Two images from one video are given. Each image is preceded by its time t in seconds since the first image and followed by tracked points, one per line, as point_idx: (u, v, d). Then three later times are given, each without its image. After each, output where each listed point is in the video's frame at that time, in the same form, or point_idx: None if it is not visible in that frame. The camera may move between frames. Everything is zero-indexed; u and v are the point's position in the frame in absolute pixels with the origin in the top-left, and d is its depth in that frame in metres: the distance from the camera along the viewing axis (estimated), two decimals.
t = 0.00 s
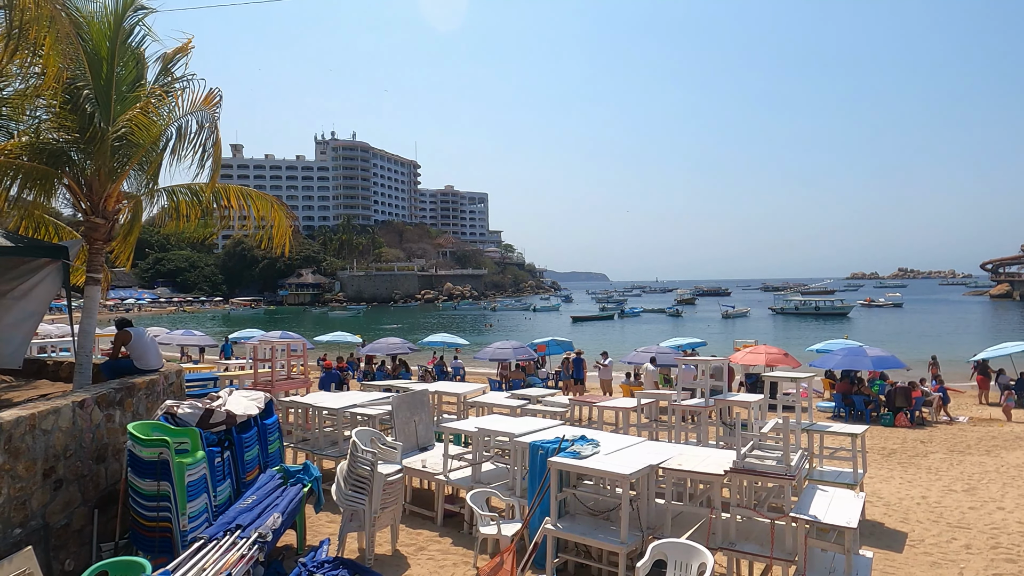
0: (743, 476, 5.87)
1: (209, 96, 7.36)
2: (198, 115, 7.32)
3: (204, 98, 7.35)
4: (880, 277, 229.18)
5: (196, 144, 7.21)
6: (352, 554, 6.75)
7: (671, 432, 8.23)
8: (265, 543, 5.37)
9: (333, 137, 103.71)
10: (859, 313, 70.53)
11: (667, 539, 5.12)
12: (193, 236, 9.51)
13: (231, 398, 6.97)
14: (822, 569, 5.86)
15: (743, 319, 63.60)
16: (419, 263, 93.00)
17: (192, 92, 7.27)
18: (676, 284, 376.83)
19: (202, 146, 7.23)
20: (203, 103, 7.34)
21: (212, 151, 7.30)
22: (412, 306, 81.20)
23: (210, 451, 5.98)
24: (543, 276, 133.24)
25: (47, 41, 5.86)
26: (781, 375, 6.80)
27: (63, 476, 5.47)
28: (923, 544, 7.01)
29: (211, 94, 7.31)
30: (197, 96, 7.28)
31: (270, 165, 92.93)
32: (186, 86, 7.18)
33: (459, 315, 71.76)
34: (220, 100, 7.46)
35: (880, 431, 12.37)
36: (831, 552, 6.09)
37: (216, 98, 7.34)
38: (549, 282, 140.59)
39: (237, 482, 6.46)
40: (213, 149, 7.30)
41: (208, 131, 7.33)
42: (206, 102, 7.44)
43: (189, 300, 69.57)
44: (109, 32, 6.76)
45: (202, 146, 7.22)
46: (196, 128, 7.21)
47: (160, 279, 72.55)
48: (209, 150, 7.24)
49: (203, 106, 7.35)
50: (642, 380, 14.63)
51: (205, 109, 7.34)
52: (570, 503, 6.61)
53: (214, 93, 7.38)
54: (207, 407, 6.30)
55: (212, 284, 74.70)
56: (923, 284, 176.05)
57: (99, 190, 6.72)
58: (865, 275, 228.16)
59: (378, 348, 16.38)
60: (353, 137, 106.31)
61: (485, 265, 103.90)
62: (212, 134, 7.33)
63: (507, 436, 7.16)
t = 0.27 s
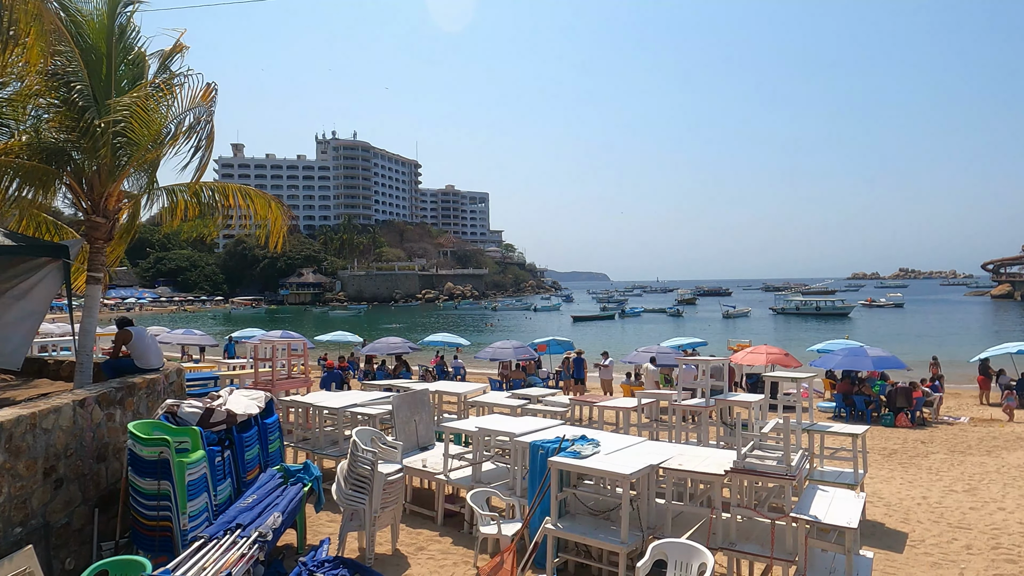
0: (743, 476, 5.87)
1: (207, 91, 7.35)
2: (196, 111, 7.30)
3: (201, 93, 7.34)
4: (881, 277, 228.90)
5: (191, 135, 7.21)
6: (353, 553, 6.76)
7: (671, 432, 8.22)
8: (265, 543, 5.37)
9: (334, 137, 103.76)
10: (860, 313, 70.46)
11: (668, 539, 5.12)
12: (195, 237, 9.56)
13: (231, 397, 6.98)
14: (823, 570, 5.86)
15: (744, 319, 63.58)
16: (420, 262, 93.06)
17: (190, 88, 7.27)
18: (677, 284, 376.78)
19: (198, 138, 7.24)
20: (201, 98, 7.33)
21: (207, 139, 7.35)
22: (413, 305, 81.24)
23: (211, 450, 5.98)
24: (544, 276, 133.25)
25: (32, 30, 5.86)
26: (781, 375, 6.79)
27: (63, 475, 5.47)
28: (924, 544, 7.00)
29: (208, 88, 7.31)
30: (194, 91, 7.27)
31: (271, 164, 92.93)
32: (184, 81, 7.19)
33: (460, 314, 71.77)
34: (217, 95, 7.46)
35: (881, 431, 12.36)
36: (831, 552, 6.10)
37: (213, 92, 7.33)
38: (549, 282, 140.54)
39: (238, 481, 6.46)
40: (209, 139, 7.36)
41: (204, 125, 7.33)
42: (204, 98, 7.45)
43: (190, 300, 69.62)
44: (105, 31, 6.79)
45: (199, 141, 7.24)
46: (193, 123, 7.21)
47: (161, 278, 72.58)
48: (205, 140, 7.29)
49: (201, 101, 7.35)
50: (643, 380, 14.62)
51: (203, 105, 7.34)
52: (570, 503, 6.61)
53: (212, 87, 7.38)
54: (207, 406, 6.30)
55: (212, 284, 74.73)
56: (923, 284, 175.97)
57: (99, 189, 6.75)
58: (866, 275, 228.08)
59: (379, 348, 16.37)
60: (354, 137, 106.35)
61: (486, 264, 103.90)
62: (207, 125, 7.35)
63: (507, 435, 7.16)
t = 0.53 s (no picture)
0: (742, 477, 5.88)
1: (202, 88, 7.39)
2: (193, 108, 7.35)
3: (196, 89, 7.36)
4: (879, 278, 229.07)
5: (186, 130, 7.25)
6: (351, 553, 6.74)
7: (670, 431, 8.21)
8: (263, 543, 5.37)
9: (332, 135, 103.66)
10: (859, 313, 70.46)
11: (666, 539, 5.12)
12: (195, 235, 9.55)
13: (229, 396, 6.97)
14: (821, 570, 5.86)
15: (743, 319, 63.61)
16: (419, 262, 93.08)
17: (185, 86, 7.30)
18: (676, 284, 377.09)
19: (192, 134, 7.30)
20: (197, 95, 7.37)
21: (202, 133, 7.43)
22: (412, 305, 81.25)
23: (209, 450, 5.98)
24: (543, 276, 133.29)
25: (23, 26, 5.84)
26: (779, 375, 6.77)
27: (61, 475, 5.47)
28: (922, 545, 7.00)
29: (204, 85, 7.34)
30: (189, 88, 7.31)
31: (270, 163, 92.79)
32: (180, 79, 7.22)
33: (459, 314, 71.75)
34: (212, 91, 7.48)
35: (880, 431, 12.37)
36: (830, 553, 6.10)
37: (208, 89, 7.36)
38: (548, 282, 140.46)
39: (235, 481, 6.46)
40: (203, 133, 7.45)
41: (199, 120, 7.38)
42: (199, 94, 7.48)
43: (189, 299, 69.64)
44: (101, 27, 6.80)
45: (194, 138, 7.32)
46: (189, 120, 7.25)
47: (159, 277, 72.54)
48: (199, 135, 7.38)
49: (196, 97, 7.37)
50: (641, 380, 14.64)
51: (199, 102, 7.38)
52: (568, 503, 6.61)
53: (207, 84, 7.42)
54: (205, 406, 6.29)
55: (211, 283, 74.73)
56: (921, 284, 176.55)
57: (97, 187, 6.78)
58: (865, 276, 228.43)
59: (377, 347, 16.36)
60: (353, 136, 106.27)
61: (485, 264, 103.89)
62: (202, 120, 7.43)
63: (506, 435, 7.15)
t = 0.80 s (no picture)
0: (736, 476, 5.89)
1: (195, 86, 7.36)
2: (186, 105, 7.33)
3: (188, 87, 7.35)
4: (875, 278, 229.70)
5: (180, 129, 7.25)
6: (346, 553, 6.74)
7: (666, 431, 8.21)
8: (258, 542, 5.36)
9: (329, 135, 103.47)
10: (854, 313, 70.62)
11: (661, 539, 5.12)
12: (189, 234, 9.51)
13: (224, 396, 6.95)
14: (816, 569, 5.88)
15: (739, 319, 63.62)
16: (416, 262, 92.99)
17: (178, 84, 7.28)
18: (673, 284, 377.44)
19: (185, 132, 7.30)
20: (190, 94, 7.35)
21: (195, 131, 7.43)
22: (408, 305, 81.20)
23: (203, 449, 5.97)
24: (540, 276, 133.32)
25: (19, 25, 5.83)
26: (774, 375, 6.77)
27: (54, 475, 5.44)
28: (917, 544, 7.01)
29: (197, 83, 7.32)
30: (182, 86, 7.28)
31: (266, 163, 92.53)
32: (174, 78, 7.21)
33: (455, 314, 71.70)
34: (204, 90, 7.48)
35: (875, 431, 12.39)
36: (824, 553, 6.12)
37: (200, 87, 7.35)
38: (544, 282, 140.51)
39: (230, 480, 6.45)
40: (197, 131, 7.46)
41: (192, 119, 7.37)
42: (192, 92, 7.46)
43: (184, 299, 69.48)
44: (97, 26, 6.78)
45: (186, 137, 7.32)
46: (182, 119, 7.23)
47: (155, 277, 72.30)
48: (192, 133, 7.38)
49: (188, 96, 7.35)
50: (637, 379, 14.63)
51: (192, 99, 7.36)
52: (564, 503, 6.61)
53: (200, 81, 7.39)
54: (200, 406, 6.29)
55: (207, 282, 74.52)
56: (916, 284, 177.19)
57: (92, 187, 6.77)
58: (860, 276, 229.00)
59: (373, 347, 16.33)
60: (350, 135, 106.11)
61: (482, 264, 103.81)
62: (195, 118, 7.42)
63: (502, 435, 7.15)
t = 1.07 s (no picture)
0: (729, 477, 5.90)
1: (188, 86, 7.33)
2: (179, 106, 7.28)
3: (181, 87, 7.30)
4: (868, 278, 230.71)
5: (173, 130, 7.21)
6: (338, 553, 6.72)
7: (659, 431, 8.21)
8: (250, 543, 5.35)
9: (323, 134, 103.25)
10: (846, 314, 70.85)
11: (653, 539, 5.12)
12: (182, 233, 9.45)
13: (216, 396, 6.93)
14: (808, 569, 5.89)
15: (733, 319, 63.74)
16: (410, 261, 92.84)
17: (171, 84, 7.24)
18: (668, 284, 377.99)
19: (178, 133, 7.26)
20: (183, 93, 7.30)
21: (187, 132, 7.38)
22: (402, 305, 81.08)
23: (195, 450, 5.94)
24: (534, 276, 133.35)
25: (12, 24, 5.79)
26: (767, 375, 6.78)
27: (43, 475, 5.40)
28: (908, 544, 7.04)
29: (190, 83, 7.28)
30: (175, 87, 7.25)
31: (260, 162, 92.26)
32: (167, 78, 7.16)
33: (449, 314, 71.67)
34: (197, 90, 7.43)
35: (867, 431, 12.43)
36: (815, 552, 6.14)
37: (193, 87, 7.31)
38: (538, 281, 140.61)
39: (222, 481, 6.43)
40: (189, 130, 7.41)
41: (184, 119, 7.32)
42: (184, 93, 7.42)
43: (177, 298, 69.26)
44: (90, 26, 6.74)
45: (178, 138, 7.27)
46: (175, 119, 7.18)
47: (147, 276, 72.01)
48: (185, 133, 7.33)
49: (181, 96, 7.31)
50: (631, 379, 14.63)
51: (184, 100, 7.32)
52: (557, 503, 6.62)
53: (192, 83, 7.36)
54: (192, 406, 6.26)
55: (200, 282, 74.30)
56: (908, 285, 178.11)
57: (83, 186, 6.73)
58: (854, 276, 229.94)
59: (367, 347, 16.30)
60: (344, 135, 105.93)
61: (476, 264, 103.78)
62: (188, 118, 7.36)
63: (495, 435, 7.15)
